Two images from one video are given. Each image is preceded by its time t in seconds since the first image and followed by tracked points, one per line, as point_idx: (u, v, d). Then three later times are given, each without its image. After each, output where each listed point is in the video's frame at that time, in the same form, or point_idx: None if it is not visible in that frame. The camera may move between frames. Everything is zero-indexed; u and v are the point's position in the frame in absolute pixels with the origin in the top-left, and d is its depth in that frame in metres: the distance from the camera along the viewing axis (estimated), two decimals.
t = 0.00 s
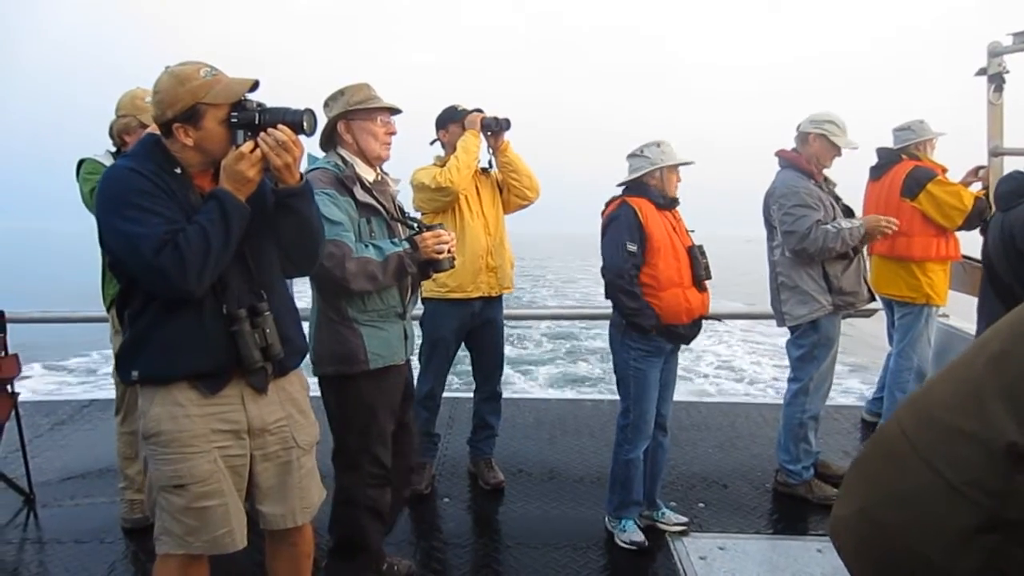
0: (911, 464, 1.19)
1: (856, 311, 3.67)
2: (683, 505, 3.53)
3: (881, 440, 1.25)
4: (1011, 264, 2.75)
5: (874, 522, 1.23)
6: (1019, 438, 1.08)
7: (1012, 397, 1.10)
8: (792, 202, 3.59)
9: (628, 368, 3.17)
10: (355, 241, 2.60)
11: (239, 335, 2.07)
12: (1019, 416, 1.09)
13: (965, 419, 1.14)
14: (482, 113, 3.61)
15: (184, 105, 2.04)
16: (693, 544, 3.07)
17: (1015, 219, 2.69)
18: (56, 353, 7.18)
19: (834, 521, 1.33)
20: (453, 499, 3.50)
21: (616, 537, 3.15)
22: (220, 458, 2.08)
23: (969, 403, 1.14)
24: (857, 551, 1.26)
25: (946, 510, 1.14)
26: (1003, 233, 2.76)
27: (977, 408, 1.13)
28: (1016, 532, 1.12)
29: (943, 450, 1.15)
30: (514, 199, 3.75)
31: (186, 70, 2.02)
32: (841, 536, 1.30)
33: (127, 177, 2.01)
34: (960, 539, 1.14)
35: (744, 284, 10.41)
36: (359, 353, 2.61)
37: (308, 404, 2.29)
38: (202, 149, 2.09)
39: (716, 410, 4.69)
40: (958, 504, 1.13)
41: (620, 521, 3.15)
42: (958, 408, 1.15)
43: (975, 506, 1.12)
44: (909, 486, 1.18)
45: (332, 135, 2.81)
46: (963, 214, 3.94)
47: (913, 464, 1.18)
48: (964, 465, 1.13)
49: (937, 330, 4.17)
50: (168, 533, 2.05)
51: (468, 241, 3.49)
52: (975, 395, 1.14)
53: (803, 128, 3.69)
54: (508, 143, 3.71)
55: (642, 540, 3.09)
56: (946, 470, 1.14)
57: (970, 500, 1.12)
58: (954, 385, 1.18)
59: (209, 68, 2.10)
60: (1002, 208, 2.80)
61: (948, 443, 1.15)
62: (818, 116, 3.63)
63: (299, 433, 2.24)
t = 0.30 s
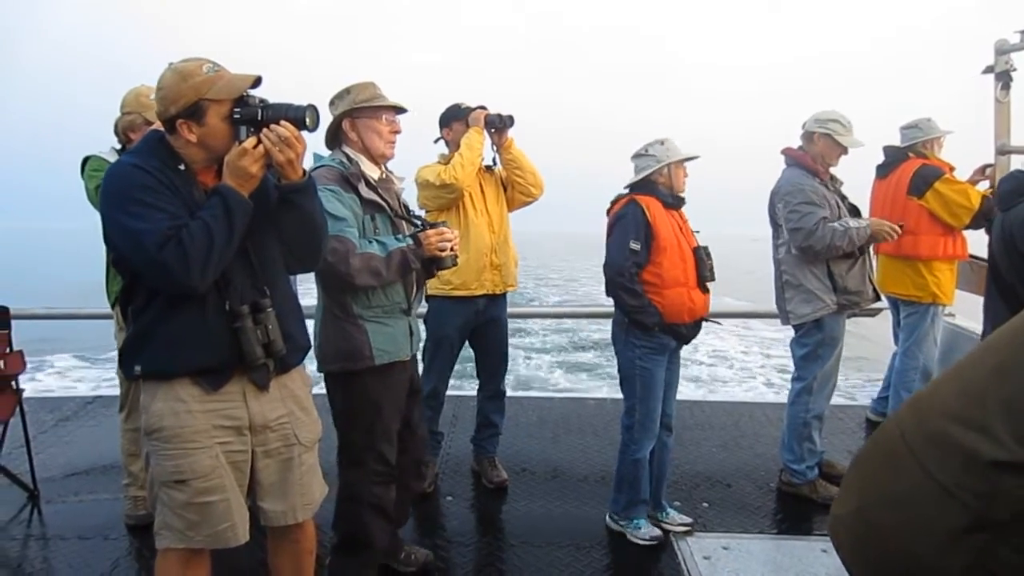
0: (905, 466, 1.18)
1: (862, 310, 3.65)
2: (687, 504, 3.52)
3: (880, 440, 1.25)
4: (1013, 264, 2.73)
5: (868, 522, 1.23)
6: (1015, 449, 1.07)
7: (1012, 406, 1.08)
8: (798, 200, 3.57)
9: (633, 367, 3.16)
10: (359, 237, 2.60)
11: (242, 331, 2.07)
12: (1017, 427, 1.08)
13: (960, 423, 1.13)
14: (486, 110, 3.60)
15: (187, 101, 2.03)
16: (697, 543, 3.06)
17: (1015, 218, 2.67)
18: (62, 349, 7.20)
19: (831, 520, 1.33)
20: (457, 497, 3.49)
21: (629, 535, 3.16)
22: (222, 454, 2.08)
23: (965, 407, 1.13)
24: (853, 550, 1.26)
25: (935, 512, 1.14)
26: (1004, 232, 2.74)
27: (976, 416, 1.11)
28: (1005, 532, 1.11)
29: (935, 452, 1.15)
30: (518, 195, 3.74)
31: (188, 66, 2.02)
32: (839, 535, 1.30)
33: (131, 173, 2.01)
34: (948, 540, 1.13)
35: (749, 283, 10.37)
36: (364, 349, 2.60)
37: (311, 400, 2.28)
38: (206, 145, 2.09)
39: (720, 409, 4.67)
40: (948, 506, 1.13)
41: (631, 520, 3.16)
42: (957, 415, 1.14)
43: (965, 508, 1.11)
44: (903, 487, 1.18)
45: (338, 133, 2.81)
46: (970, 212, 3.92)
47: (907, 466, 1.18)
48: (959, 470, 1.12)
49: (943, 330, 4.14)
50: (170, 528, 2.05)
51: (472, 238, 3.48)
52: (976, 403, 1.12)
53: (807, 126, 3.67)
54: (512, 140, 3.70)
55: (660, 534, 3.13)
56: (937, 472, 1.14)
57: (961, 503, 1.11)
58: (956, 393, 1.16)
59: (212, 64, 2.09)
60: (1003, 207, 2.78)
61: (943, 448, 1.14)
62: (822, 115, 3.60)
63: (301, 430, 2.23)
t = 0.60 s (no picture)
0: (916, 472, 1.15)
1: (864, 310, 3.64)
2: (689, 503, 3.52)
3: (887, 445, 1.21)
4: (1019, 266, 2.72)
5: (876, 527, 1.19)
6: None
7: (1019, 411, 1.08)
8: (802, 199, 3.57)
9: (635, 367, 3.14)
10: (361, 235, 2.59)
11: (242, 329, 2.07)
12: None
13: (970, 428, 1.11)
14: (489, 108, 3.60)
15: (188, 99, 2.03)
16: (699, 543, 3.06)
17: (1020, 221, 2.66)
18: (66, 346, 7.23)
19: (839, 525, 1.27)
20: (459, 496, 3.50)
21: (631, 534, 3.15)
22: (223, 451, 2.08)
23: (973, 411, 1.12)
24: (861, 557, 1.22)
25: (943, 516, 1.12)
26: (1010, 234, 2.72)
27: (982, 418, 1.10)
28: (1013, 535, 1.10)
29: (947, 458, 1.12)
30: (521, 193, 3.74)
31: (190, 64, 2.02)
32: (845, 540, 1.26)
33: (132, 171, 2.01)
34: (958, 544, 1.11)
35: (752, 282, 10.36)
36: (366, 344, 2.60)
37: (312, 398, 2.29)
38: (206, 142, 2.09)
39: (722, 409, 4.67)
40: (960, 511, 1.10)
41: (632, 519, 3.16)
42: (963, 417, 1.12)
43: (977, 513, 1.09)
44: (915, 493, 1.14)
45: (349, 129, 2.81)
46: (974, 212, 3.91)
47: (918, 472, 1.15)
48: (965, 473, 1.10)
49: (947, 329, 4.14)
50: (171, 525, 2.06)
51: (474, 236, 3.49)
52: (982, 404, 1.11)
53: (809, 126, 3.66)
54: (514, 138, 3.69)
55: (662, 534, 3.12)
56: (950, 478, 1.11)
57: (972, 509, 1.09)
58: (958, 394, 1.15)
59: (214, 61, 2.09)
60: (1008, 209, 2.76)
61: (949, 451, 1.12)
62: (824, 114, 3.60)
63: (302, 427, 2.24)
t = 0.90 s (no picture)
0: (931, 474, 1.11)
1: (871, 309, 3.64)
2: (692, 502, 3.52)
3: (899, 447, 1.18)
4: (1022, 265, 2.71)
5: (890, 531, 1.16)
6: None
7: None
8: (805, 199, 3.56)
9: (637, 368, 3.14)
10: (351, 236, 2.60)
11: (243, 328, 2.07)
12: None
13: (986, 428, 1.07)
14: (489, 107, 3.60)
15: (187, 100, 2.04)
16: (702, 542, 3.05)
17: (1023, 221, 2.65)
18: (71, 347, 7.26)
19: (849, 526, 1.26)
20: (462, 495, 3.50)
21: (634, 535, 3.15)
22: (225, 451, 2.08)
23: (987, 411, 1.08)
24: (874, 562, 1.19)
25: (960, 519, 1.08)
26: (1014, 234, 2.71)
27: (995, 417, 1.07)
28: None
29: (963, 459, 1.08)
30: (522, 192, 3.75)
31: (188, 65, 2.02)
32: (856, 543, 1.23)
33: (132, 172, 2.02)
34: (977, 548, 1.08)
35: (755, 281, 10.36)
36: (365, 344, 2.61)
37: (313, 398, 2.29)
38: (206, 143, 2.09)
39: (725, 408, 4.66)
40: (977, 513, 1.07)
41: (636, 520, 3.15)
42: (977, 417, 1.09)
43: (995, 515, 1.06)
44: (930, 496, 1.11)
45: (350, 129, 2.82)
46: (977, 212, 3.90)
47: (933, 475, 1.11)
48: (984, 474, 1.06)
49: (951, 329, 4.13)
50: (174, 526, 2.06)
51: (475, 236, 3.49)
52: (993, 403, 1.08)
53: (811, 125, 3.65)
54: (514, 137, 3.70)
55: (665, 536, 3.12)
56: (966, 479, 1.08)
57: (989, 510, 1.06)
58: (970, 394, 1.12)
59: (212, 63, 2.10)
60: (1012, 209, 2.75)
61: (963, 451, 1.08)
62: (826, 113, 3.59)
63: (304, 427, 2.24)
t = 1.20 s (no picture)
0: (937, 479, 1.11)
1: (874, 312, 3.64)
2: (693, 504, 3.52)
3: (903, 453, 1.18)
4: None
5: (895, 536, 1.16)
6: None
7: None
8: (810, 201, 3.55)
9: (638, 371, 3.14)
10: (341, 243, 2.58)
11: (243, 328, 2.08)
12: None
13: (992, 433, 1.07)
14: (489, 108, 3.61)
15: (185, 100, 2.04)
16: (702, 544, 3.04)
17: None
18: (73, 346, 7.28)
19: (853, 532, 1.26)
20: (462, 496, 3.50)
21: (635, 537, 3.14)
22: (224, 452, 2.08)
23: (995, 417, 1.08)
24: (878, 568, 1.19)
25: (967, 525, 1.08)
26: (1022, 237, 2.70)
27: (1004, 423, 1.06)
28: None
29: (971, 465, 1.08)
30: (522, 193, 3.75)
31: (186, 64, 2.02)
32: (860, 548, 1.23)
33: (130, 171, 2.02)
34: (983, 556, 1.07)
35: (757, 283, 10.35)
36: (365, 346, 2.61)
37: (313, 398, 2.29)
38: (204, 143, 2.10)
39: (726, 410, 4.66)
40: (982, 519, 1.07)
41: (637, 522, 3.15)
42: (985, 422, 1.08)
43: (1002, 521, 1.05)
44: (937, 502, 1.11)
45: (352, 131, 2.82)
46: (979, 215, 3.90)
47: (940, 480, 1.11)
48: (992, 479, 1.06)
49: (952, 332, 4.12)
50: (174, 527, 2.06)
51: (476, 237, 3.49)
52: (999, 408, 1.08)
53: (817, 126, 3.65)
54: (514, 138, 3.70)
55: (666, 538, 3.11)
56: (972, 484, 1.07)
57: (995, 516, 1.06)
58: (978, 399, 1.11)
59: (210, 62, 2.10)
60: (1019, 213, 2.74)
61: (971, 457, 1.08)
62: (832, 115, 3.59)
63: (304, 428, 2.24)
